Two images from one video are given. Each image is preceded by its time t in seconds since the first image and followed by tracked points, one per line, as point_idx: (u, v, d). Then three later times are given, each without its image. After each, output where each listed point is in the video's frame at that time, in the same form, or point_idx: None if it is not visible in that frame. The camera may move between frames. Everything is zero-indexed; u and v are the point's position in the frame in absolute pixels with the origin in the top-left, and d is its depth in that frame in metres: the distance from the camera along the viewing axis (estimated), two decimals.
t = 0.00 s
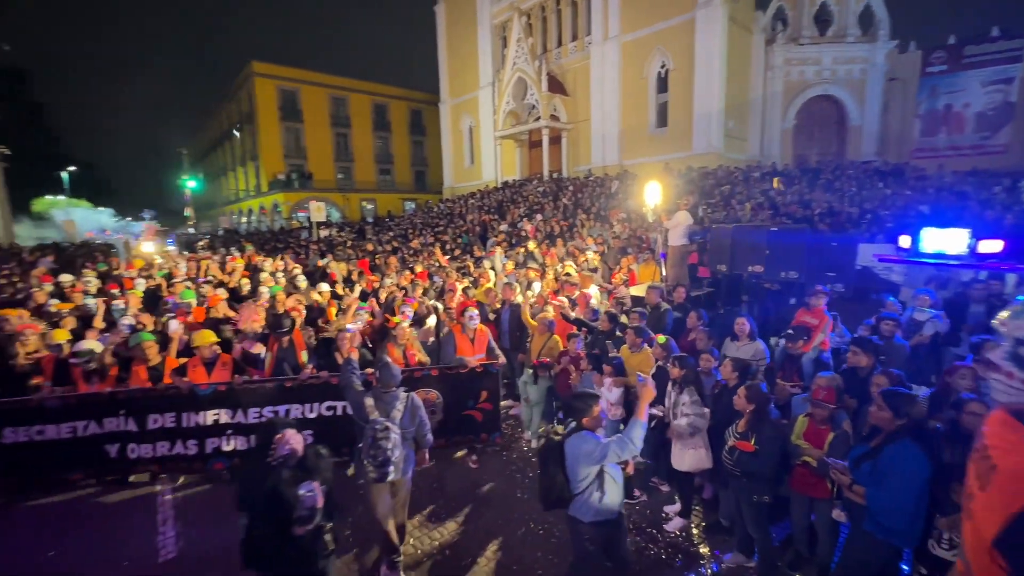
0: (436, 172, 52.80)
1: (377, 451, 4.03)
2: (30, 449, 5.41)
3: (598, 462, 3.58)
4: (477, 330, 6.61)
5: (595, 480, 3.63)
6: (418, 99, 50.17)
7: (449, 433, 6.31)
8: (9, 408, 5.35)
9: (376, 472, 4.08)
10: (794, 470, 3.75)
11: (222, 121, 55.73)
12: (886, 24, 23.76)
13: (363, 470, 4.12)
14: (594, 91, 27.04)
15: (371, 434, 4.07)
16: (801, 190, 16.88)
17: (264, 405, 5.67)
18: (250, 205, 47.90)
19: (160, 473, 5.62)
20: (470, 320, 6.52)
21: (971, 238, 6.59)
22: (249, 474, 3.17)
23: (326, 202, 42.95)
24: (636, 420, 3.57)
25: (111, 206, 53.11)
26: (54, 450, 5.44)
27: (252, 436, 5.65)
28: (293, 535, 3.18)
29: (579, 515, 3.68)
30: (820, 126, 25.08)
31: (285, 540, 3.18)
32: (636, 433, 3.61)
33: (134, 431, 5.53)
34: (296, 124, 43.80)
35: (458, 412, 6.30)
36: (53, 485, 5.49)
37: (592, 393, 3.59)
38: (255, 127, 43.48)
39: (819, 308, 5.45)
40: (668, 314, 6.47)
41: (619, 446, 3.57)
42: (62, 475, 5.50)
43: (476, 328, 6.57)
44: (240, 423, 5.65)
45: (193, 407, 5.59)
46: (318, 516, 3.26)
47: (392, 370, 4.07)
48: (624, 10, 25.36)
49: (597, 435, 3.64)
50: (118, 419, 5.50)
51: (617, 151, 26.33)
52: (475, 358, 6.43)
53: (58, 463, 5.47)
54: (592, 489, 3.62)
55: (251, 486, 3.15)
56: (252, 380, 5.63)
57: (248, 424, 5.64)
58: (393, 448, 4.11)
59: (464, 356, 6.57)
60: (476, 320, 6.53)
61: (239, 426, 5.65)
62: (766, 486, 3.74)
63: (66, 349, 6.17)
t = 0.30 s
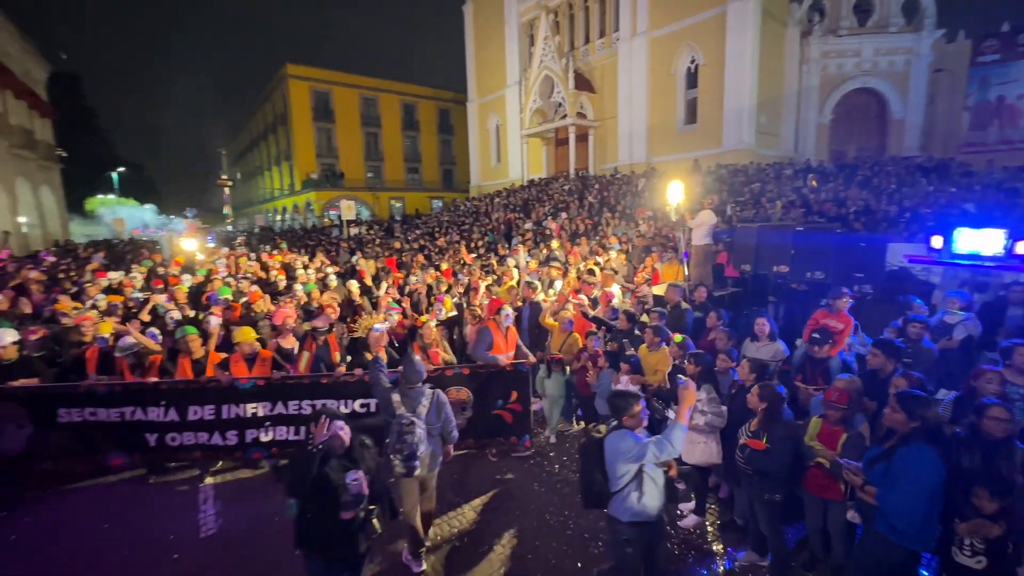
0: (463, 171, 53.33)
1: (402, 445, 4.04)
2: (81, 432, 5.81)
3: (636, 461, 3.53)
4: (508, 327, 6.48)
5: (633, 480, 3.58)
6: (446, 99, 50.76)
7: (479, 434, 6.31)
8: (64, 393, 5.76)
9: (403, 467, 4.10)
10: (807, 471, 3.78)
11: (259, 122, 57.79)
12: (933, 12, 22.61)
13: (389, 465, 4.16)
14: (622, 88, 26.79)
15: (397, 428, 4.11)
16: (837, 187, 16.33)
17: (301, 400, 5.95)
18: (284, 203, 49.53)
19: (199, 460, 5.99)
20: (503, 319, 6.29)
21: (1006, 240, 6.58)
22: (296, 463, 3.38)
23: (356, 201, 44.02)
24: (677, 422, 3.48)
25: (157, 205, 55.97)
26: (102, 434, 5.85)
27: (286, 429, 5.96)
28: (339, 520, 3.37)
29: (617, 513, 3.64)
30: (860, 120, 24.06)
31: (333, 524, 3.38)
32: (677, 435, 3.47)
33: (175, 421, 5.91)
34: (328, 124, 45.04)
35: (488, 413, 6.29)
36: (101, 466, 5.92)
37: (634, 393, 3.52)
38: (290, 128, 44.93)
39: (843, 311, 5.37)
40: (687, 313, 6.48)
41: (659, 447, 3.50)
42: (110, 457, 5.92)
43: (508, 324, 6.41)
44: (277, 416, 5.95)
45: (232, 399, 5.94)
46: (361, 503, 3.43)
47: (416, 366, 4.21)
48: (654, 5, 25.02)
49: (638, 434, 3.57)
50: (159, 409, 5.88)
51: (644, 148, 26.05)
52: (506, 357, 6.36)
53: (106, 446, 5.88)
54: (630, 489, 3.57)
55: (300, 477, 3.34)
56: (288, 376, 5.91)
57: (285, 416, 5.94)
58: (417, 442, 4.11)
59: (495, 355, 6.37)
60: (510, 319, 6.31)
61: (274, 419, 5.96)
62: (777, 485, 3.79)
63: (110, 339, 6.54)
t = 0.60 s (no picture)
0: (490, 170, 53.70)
1: (435, 441, 4.26)
2: (129, 428, 5.97)
3: (670, 461, 3.62)
4: (536, 328, 6.60)
5: (667, 479, 3.67)
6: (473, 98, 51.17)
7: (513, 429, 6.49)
8: (115, 389, 5.95)
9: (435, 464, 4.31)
10: (818, 471, 3.85)
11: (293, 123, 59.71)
12: None
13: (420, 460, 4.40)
14: (649, 85, 26.50)
15: (428, 424, 4.33)
16: (873, 185, 15.78)
17: (336, 397, 6.12)
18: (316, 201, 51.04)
19: (240, 457, 6.11)
20: (530, 318, 6.47)
21: None
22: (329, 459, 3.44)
23: (385, 199, 44.99)
24: (714, 424, 3.56)
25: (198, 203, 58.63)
26: (150, 430, 6.01)
27: (322, 426, 6.07)
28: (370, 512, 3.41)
29: (648, 511, 3.74)
30: (901, 115, 22.99)
31: (366, 523, 3.43)
32: (711, 436, 3.58)
33: (220, 416, 6.02)
34: (358, 125, 46.13)
35: (519, 406, 6.46)
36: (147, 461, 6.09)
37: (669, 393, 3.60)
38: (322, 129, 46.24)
39: (858, 309, 5.33)
40: (706, 311, 6.49)
41: (693, 448, 3.59)
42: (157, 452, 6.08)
43: (535, 325, 6.55)
44: (314, 413, 6.09)
45: (272, 396, 6.05)
46: (395, 498, 3.49)
47: (445, 365, 4.36)
48: None
49: (672, 434, 3.67)
50: (205, 404, 6.00)
51: (672, 146, 25.71)
52: (534, 356, 6.46)
53: (153, 441, 6.04)
54: (663, 487, 3.66)
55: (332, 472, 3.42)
56: (326, 371, 6.06)
57: (322, 413, 6.09)
58: (449, 439, 4.34)
59: (521, 353, 6.55)
60: (536, 318, 6.48)
61: (310, 417, 6.08)
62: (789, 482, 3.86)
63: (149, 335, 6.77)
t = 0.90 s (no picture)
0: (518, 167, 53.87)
1: (479, 432, 4.41)
2: (178, 417, 6.34)
3: (705, 471, 3.50)
4: (562, 332, 6.37)
5: (702, 490, 3.54)
6: (502, 96, 51.38)
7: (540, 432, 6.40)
8: (166, 379, 6.32)
9: (481, 452, 4.46)
10: (835, 468, 3.91)
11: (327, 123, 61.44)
12: None
13: (465, 453, 4.52)
14: (679, 80, 26.07)
15: (470, 417, 4.48)
16: (915, 181, 15.12)
17: (372, 393, 6.23)
18: (349, 200, 52.42)
19: (279, 449, 6.35)
20: (558, 322, 6.19)
21: None
22: (370, 454, 3.46)
23: (414, 197, 45.83)
24: (751, 431, 3.54)
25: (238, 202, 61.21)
26: (196, 419, 6.35)
27: (356, 422, 6.24)
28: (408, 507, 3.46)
29: (683, 524, 3.62)
30: (950, 107, 21.57)
31: (402, 516, 3.42)
32: (747, 444, 3.55)
33: (261, 408, 6.31)
34: (389, 124, 47.13)
35: (551, 412, 6.36)
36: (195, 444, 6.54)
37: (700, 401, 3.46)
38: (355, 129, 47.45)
39: (876, 311, 5.26)
40: (728, 309, 6.45)
41: (728, 456, 3.53)
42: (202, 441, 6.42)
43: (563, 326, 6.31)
44: (348, 409, 6.27)
45: (309, 391, 6.29)
46: (428, 493, 3.72)
47: (489, 356, 4.45)
48: None
49: (704, 443, 3.57)
50: (247, 397, 6.30)
51: (702, 143, 25.27)
52: (561, 361, 6.31)
53: (199, 431, 6.37)
54: (698, 498, 3.54)
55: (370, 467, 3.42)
56: (362, 368, 6.21)
57: (355, 409, 6.24)
58: (492, 429, 4.48)
59: (547, 357, 6.38)
60: (564, 322, 6.20)
61: (345, 412, 6.27)
62: (804, 473, 3.94)
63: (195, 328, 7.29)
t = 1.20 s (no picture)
0: (546, 165, 53.84)
1: (518, 428, 4.56)
2: (225, 403, 6.76)
3: (737, 478, 3.42)
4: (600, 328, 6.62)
5: (734, 498, 3.48)
6: (531, 94, 51.41)
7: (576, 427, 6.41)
8: (215, 366, 6.74)
9: (519, 448, 4.60)
10: (857, 468, 3.95)
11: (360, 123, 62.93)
12: None
13: (503, 450, 4.62)
14: (712, 76, 25.55)
15: (509, 413, 4.61)
16: (963, 178, 14.39)
17: (406, 384, 6.53)
18: (380, 198, 53.63)
19: (318, 436, 6.69)
20: (595, 320, 6.46)
21: None
22: (414, 451, 3.60)
23: (444, 196, 46.52)
24: (789, 436, 3.33)
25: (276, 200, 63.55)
26: (242, 405, 6.75)
27: (390, 411, 6.54)
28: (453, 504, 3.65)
29: (715, 533, 3.54)
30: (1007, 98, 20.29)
31: (443, 510, 3.61)
32: (786, 450, 3.35)
33: (300, 397, 6.66)
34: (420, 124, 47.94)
35: (582, 405, 6.36)
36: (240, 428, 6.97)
37: (732, 405, 3.37)
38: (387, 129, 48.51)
39: (899, 309, 5.30)
40: (754, 309, 6.36)
41: (765, 463, 3.36)
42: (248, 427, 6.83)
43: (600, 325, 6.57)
44: (383, 398, 6.57)
45: (347, 380, 6.61)
46: (463, 489, 3.78)
47: (528, 356, 4.56)
48: None
49: (737, 449, 3.46)
50: (287, 386, 6.65)
51: (735, 139, 24.70)
52: (599, 355, 6.47)
53: (244, 416, 6.77)
54: (731, 506, 3.48)
55: (419, 464, 3.57)
56: (399, 360, 6.51)
57: (389, 398, 6.55)
58: (530, 425, 4.65)
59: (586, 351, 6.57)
60: (601, 320, 6.46)
61: (380, 402, 6.58)
62: (824, 469, 4.03)
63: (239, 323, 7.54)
